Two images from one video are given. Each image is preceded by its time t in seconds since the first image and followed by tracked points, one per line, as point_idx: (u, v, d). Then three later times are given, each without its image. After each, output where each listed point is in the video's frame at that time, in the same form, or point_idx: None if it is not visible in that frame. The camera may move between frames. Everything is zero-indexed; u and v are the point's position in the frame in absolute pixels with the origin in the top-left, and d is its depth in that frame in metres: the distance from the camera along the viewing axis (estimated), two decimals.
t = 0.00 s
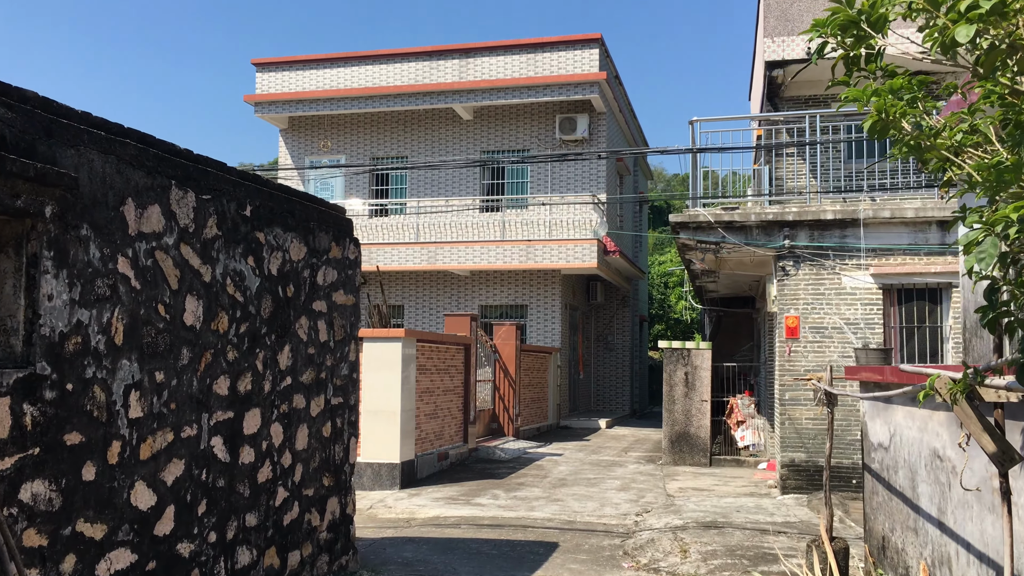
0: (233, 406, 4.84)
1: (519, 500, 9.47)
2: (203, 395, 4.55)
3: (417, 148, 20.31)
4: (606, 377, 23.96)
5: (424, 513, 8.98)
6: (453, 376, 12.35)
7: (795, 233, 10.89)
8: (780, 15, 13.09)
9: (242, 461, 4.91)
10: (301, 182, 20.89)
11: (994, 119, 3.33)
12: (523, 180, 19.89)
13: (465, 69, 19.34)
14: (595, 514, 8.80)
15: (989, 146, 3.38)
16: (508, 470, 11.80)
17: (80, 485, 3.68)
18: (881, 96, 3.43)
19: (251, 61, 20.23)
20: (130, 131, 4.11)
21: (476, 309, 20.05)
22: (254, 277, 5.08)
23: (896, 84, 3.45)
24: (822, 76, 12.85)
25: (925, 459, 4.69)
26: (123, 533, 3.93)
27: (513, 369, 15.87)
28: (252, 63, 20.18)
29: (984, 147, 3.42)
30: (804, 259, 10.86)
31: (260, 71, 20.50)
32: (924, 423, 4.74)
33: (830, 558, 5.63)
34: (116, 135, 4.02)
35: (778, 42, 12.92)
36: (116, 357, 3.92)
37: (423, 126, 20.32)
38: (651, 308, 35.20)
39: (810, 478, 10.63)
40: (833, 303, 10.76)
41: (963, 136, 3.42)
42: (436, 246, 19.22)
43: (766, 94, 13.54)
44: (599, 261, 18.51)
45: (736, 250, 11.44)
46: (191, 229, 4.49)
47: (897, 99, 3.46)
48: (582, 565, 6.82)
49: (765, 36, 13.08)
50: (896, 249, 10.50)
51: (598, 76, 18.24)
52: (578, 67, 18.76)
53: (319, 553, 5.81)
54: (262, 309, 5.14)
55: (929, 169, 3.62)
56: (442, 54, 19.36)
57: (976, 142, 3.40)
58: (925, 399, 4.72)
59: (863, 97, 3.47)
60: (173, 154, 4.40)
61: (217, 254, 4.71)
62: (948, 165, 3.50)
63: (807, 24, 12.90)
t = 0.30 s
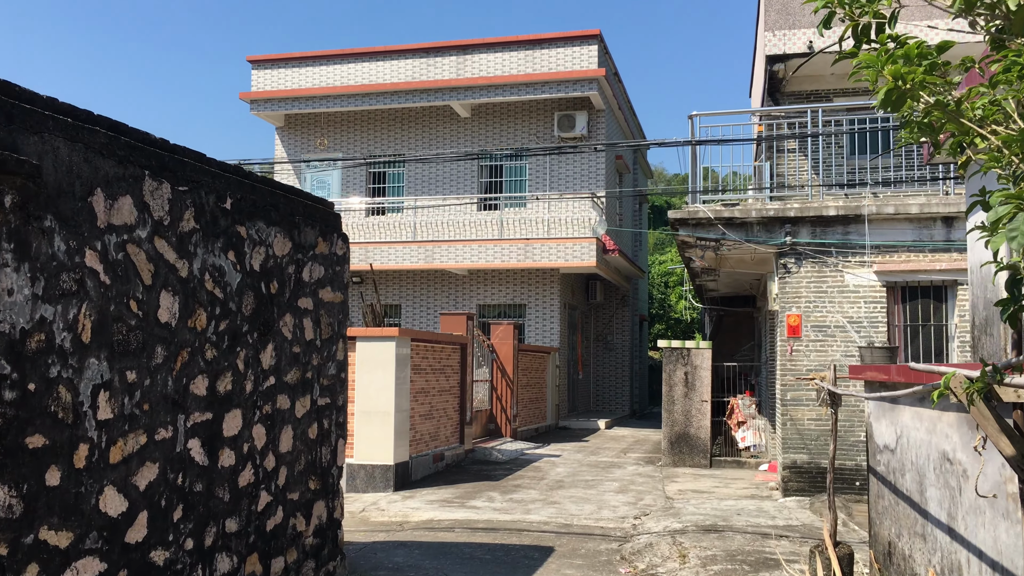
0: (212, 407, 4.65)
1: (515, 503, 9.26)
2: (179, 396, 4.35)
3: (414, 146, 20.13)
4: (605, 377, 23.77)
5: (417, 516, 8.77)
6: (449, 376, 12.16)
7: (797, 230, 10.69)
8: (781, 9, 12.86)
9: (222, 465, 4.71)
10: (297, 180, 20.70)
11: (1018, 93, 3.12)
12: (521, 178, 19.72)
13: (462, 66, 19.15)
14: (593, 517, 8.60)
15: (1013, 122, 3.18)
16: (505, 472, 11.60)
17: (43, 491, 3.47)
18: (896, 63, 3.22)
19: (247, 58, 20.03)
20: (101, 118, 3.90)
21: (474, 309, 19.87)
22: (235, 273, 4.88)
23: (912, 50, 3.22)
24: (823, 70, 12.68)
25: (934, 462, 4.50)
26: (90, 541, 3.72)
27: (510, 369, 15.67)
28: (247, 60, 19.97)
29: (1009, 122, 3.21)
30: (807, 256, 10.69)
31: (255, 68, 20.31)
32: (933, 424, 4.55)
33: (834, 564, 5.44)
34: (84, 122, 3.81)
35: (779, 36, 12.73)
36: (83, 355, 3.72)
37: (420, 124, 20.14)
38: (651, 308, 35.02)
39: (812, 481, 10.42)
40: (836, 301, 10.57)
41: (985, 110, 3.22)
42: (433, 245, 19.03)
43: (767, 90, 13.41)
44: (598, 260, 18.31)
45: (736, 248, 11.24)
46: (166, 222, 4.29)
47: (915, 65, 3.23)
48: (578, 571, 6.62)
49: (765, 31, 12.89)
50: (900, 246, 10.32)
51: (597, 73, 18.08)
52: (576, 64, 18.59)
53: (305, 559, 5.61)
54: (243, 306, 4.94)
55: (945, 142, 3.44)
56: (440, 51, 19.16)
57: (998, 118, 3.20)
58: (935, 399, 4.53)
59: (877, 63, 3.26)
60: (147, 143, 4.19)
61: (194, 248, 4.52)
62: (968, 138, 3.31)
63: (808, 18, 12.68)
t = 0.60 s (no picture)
0: (196, 412, 4.44)
1: (515, 508, 9.05)
2: (159, 401, 4.15)
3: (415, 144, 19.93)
4: (608, 378, 23.56)
5: (415, 521, 8.57)
6: (448, 377, 11.95)
7: (804, 228, 10.45)
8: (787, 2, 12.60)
9: (205, 473, 4.50)
10: (297, 179, 20.49)
11: None
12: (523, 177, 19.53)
13: (463, 63, 18.93)
14: (595, 522, 8.39)
15: None
16: (505, 475, 11.40)
17: (10, 504, 3.26)
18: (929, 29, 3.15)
19: (246, 55, 19.82)
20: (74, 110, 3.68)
21: (475, 309, 19.68)
22: (220, 273, 4.68)
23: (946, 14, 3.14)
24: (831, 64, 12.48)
25: (951, 471, 4.28)
26: (62, 555, 3.51)
27: (512, 370, 15.46)
28: (246, 58, 19.76)
29: None
30: (814, 255, 10.44)
31: (254, 66, 20.10)
32: (950, 431, 4.33)
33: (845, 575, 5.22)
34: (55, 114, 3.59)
35: (785, 30, 12.48)
36: (53, 360, 3.51)
37: (421, 121, 19.94)
38: (654, 307, 34.82)
39: (820, 485, 10.20)
40: (844, 301, 10.34)
41: None
42: (434, 244, 18.82)
43: (772, 84, 13.22)
44: (601, 259, 18.09)
45: (742, 246, 11.02)
46: (145, 219, 4.08)
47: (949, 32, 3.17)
48: None
49: (771, 24, 12.63)
50: (910, 244, 10.10)
51: (599, 70, 17.88)
52: (578, 61, 18.38)
53: (295, 570, 5.40)
54: (229, 307, 4.74)
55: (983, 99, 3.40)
56: (440, 48, 18.94)
57: None
58: (953, 405, 4.31)
59: (909, 27, 3.18)
60: (125, 137, 3.99)
61: (175, 246, 4.31)
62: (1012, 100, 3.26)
63: (814, 12, 12.41)
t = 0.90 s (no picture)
0: (189, 414, 4.27)
1: (521, 511, 8.86)
2: (150, 402, 3.98)
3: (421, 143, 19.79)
4: (616, 379, 23.36)
5: (420, 525, 8.39)
6: (454, 378, 11.78)
7: (817, 225, 10.25)
8: None
9: (199, 477, 4.33)
10: (303, 179, 20.53)
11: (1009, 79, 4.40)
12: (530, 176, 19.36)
13: (470, 61, 18.78)
14: (603, 526, 8.20)
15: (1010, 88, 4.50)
16: (512, 477, 11.22)
17: None
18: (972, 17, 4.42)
19: (251, 54, 19.72)
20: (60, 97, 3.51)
21: (482, 309, 19.52)
22: (215, 269, 4.51)
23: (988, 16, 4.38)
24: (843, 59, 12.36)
25: (978, 476, 4.10)
26: (45, 564, 3.34)
27: (519, 371, 15.28)
28: (252, 56, 19.67)
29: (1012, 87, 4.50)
30: (827, 253, 10.25)
31: (260, 64, 20.02)
32: (977, 434, 4.15)
33: None
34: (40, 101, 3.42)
35: (797, 25, 12.26)
36: (36, 358, 3.33)
37: (427, 120, 19.79)
38: (662, 308, 34.62)
39: (834, 488, 10.02)
40: (858, 301, 10.13)
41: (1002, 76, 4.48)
42: (440, 243, 18.65)
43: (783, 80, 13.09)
44: (609, 259, 17.89)
45: (753, 244, 10.83)
46: (135, 213, 3.92)
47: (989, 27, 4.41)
48: None
49: (782, 19, 12.45)
50: (926, 243, 9.90)
51: (607, 67, 17.70)
52: (586, 58, 18.20)
53: None
54: (225, 305, 4.57)
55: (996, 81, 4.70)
56: (447, 46, 18.80)
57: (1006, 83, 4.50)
58: (979, 407, 4.13)
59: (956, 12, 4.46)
60: (116, 126, 3.82)
61: (167, 241, 4.14)
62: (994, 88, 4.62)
63: (826, 6, 12.23)
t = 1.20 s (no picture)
0: (181, 415, 4.08)
1: (529, 515, 8.65)
2: (139, 404, 3.79)
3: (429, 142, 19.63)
4: (626, 380, 23.14)
5: (426, 529, 8.19)
6: (462, 379, 11.58)
7: (834, 222, 10.03)
8: None
9: (191, 481, 4.14)
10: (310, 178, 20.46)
11: None
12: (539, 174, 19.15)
13: (478, 59, 18.60)
14: (613, 532, 7.97)
15: None
16: (520, 480, 11.02)
17: None
18: None
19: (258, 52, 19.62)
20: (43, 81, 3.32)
21: (490, 309, 19.32)
22: (209, 264, 4.31)
23: None
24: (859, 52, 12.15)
25: (1013, 483, 3.87)
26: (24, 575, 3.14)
27: (527, 371, 15.06)
28: (258, 55, 19.56)
29: None
30: (844, 251, 10.03)
31: (267, 63, 19.92)
32: (1012, 439, 3.93)
33: None
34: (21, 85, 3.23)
35: (811, 17, 12.06)
36: (15, 357, 3.13)
37: (435, 118, 19.62)
38: (673, 309, 34.36)
39: (852, 493, 9.77)
40: (877, 300, 9.89)
41: None
42: (448, 243, 18.45)
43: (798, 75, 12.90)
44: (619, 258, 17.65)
45: (768, 242, 10.63)
46: (123, 204, 3.73)
47: None
48: None
49: (796, 11, 12.21)
50: (948, 240, 9.65)
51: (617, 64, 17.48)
52: (596, 55, 17.99)
53: None
54: (219, 302, 4.37)
55: None
56: (455, 43, 18.64)
57: None
58: (1014, 410, 3.90)
59: None
60: (103, 114, 3.62)
61: (158, 234, 3.95)
62: None
63: None
